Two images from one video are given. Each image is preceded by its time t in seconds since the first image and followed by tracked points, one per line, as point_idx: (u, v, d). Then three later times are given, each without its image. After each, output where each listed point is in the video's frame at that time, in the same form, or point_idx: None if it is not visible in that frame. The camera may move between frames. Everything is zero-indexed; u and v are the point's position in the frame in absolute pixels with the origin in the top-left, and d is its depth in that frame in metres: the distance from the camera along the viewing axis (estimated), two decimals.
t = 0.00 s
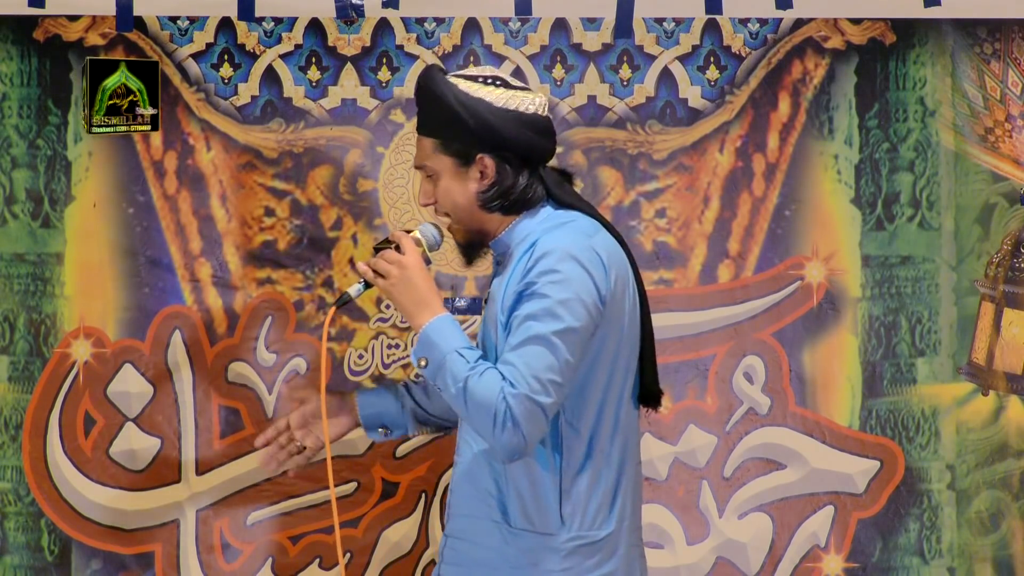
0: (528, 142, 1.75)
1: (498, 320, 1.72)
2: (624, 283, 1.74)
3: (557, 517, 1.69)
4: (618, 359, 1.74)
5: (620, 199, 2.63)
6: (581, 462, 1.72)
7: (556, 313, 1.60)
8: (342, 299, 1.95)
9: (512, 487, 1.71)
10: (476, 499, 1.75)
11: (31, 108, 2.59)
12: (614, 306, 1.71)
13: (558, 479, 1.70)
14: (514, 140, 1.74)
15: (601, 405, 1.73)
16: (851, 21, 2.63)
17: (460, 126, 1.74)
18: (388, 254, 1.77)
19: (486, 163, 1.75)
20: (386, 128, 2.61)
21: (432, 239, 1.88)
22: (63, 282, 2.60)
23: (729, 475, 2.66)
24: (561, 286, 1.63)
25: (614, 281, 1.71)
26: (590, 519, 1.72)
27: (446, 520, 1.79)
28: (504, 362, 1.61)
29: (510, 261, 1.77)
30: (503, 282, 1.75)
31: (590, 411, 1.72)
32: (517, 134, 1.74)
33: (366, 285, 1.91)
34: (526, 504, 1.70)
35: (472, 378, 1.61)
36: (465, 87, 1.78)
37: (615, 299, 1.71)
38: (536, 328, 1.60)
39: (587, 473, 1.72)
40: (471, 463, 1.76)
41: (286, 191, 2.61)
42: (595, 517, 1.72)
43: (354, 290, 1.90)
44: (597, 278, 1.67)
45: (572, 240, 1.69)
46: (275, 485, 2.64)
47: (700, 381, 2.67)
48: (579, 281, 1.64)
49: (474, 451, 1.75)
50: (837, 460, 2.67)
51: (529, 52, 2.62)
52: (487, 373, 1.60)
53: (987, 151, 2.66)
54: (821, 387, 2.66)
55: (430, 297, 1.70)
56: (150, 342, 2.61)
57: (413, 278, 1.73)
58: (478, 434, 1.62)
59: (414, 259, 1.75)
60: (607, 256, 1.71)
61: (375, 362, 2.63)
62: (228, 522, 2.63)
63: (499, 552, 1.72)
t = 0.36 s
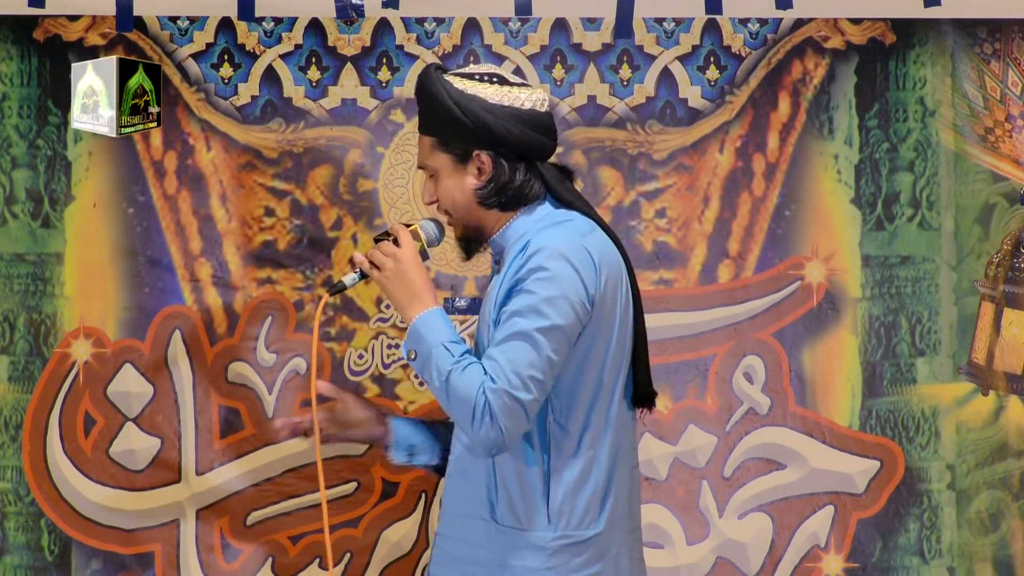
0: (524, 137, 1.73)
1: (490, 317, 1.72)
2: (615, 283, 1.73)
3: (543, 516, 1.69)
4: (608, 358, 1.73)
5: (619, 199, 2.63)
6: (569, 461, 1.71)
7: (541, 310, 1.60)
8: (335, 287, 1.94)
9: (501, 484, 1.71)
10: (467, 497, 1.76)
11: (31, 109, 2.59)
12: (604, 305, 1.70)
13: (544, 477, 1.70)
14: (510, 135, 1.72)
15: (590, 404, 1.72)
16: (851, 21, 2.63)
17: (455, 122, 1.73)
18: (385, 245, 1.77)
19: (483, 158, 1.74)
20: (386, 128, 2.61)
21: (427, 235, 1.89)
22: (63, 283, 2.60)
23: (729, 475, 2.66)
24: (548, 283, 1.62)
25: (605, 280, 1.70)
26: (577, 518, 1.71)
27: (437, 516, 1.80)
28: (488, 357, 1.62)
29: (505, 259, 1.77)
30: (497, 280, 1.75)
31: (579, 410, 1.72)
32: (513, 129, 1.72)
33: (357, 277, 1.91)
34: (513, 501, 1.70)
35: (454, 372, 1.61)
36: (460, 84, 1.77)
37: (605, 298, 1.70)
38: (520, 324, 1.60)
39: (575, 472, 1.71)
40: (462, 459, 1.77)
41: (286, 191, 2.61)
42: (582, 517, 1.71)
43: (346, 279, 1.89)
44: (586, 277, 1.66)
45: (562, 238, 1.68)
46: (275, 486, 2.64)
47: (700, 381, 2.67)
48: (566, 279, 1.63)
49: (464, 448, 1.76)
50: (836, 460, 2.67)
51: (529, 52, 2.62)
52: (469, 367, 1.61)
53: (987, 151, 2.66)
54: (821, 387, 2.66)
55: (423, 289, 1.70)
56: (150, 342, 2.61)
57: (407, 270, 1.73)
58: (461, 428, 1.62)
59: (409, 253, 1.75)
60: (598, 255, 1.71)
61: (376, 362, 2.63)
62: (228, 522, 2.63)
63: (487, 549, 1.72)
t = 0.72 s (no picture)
0: (511, 138, 1.73)
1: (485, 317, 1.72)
2: (610, 283, 1.73)
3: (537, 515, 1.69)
4: (602, 358, 1.73)
5: (619, 199, 2.63)
6: (563, 460, 1.71)
7: (536, 310, 1.60)
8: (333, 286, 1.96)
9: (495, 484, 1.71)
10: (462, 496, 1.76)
11: (31, 109, 2.59)
12: (599, 306, 1.70)
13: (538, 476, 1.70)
14: (496, 137, 1.72)
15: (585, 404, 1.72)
16: (851, 21, 2.63)
17: (442, 128, 1.74)
18: (379, 247, 1.79)
19: (471, 161, 1.74)
20: (386, 128, 2.61)
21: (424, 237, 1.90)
22: (63, 282, 2.60)
23: (729, 475, 2.66)
24: (543, 283, 1.62)
25: (600, 280, 1.70)
26: (571, 518, 1.71)
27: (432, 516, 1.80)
28: (482, 356, 1.62)
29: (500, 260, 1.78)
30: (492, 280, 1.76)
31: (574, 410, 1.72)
32: (499, 131, 1.72)
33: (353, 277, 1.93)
34: (507, 501, 1.70)
35: (448, 371, 1.62)
36: (444, 88, 1.77)
37: (600, 299, 1.70)
38: (515, 323, 1.60)
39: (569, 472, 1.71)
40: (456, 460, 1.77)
41: (286, 191, 2.61)
42: (577, 517, 1.71)
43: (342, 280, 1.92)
44: (581, 277, 1.66)
45: (557, 238, 1.69)
46: (274, 486, 2.64)
47: (700, 381, 2.67)
48: (561, 280, 1.63)
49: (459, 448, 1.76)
50: (837, 460, 2.66)
51: (529, 52, 2.62)
52: (463, 366, 1.62)
53: (987, 151, 2.66)
54: (821, 387, 2.66)
55: (415, 290, 1.71)
56: (151, 342, 2.61)
57: (400, 271, 1.74)
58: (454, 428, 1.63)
59: (402, 254, 1.76)
60: (593, 256, 1.71)
61: (376, 362, 2.63)
62: (229, 522, 2.63)
63: (481, 548, 1.72)
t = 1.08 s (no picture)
0: (508, 135, 1.74)
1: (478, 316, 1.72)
2: (604, 282, 1.73)
3: (532, 514, 1.69)
4: (595, 357, 1.73)
5: (620, 199, 2.63)
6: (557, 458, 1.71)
7: (528, 308, 1.61)
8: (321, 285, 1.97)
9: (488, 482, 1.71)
10: (456, 496, 1.76)
11: (31, 108, 2.59)
12: (592, 305, 1.70)
13: (532, 475, 1.70)
14: (493, 134, 1.73)
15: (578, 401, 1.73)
16: (851, 21, 2.63)
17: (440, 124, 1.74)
18: (368, 246, 1.79)
19: (466, 156, 1.74)
20: (386, 128, 2.61)
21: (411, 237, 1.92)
22: (63, 283, 2.60)
23: (729, 475, 2.66)
24: (535, 281, 1.63)
25: (593, 279, 1.70)
26: (567, 516, 1.71)
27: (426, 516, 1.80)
28: (473, 354, 1.63)
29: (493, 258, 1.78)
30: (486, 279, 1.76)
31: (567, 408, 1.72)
32: (496, 127, 1.73)
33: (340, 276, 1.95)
34: (502, 500, 1.70)
35: (438, 369, 1.62)
36: (443, 84, 1.77)
37: (593, 298, 1.70)
38: (506, 321, 1.60)
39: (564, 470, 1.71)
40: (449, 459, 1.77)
41: (286, 191, 2.61)
42: (571, 516, 1.71)
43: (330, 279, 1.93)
44: (574, 276, 1.66)
45: (550, 237, 1.69)
46: (275, 485, 2.64)
47: (700, 381, 2.67)
48: (554, 278, 1.63)
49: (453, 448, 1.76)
50: (837, 460, 2.66)
51: (529, 52, 2.62)
52: (454, 364, 1.62)
53: (987, 151, 2.66)
54: (821, 387, 2.66)
55: (406, 289, 1.72)
56: (151, 342, 2.61)
57: (391, 268, 1.75)
58: (445, 425, 1.63)
59: (392, 253, 1.77)
60: (587, 255, 1.71)
61: (376, 362, 2.64)
62: (229, 522, 2.63)
63: (475, 548, 1.72)
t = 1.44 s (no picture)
0: (515, 137, 1.75)
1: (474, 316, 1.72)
2: (600, 286, 1.74)
3: (525, 516, 1.68)
4: (591, 360, 1.73)
5: (620, 199, 2.63)
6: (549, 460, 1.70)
7: (525, 310, 1.60)
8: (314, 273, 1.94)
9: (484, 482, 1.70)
10: (451, 497, 1.75)
11: (31, 108, 2.59)
12: (588, 308, 1.70)
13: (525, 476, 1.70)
14: (502, 134, 1.74)
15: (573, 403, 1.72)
16: (851, 21, 2.63)
17: (451, 118, 1.73)
18: (368, 235, 1.79)
19: (473, 154, 1.74)
20: (386, 128, 2.61)
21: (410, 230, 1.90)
22: (63, 282, 2.60)
23: (729, 475, 2.66)
24: (532, 283, 1.62)
25: (589, 282, 1.71)
26: (561, 519, 1.70)
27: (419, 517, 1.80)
28: (468, 353, 1.62)
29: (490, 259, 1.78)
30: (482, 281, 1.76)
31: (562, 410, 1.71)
32: (507, 128, 1.74)
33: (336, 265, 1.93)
34: (495, 501, 1.69)
35: (433, 366, 1.61)
36: (458, 78, 1.77)
37: (589, 301, 1.70)
38: (502, 322, 1.60)
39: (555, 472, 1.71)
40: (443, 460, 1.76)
41: (286, 191, 2.61)
42: (564, 519, 1.70)
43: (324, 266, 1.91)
44: (571, 279, 1.66)
45: (547, 240, 1.69)
46: (275, 486, 2.64)
47: (700, 381, 2.67)
48: (551, 280, 1.63)
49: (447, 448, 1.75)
50: (837, 460, 2.67)
51: (529, 52, 2.62)
52: (449, 361, 1.61)
53: (987, 151, 2.66)
54: (821, 387, 2.66)
55: (403, 282, 1.71)
56: (151, 342, 2.61)
57: (390, 260, 1.74)
58: (438, 423, 1.62)
59: (392, 244, 1.77)
60: (584, 259, 1.71)
61: (375, 362, 2.64)
62: (229, 523, 2.63)
63: (468, 549, 1.71)
